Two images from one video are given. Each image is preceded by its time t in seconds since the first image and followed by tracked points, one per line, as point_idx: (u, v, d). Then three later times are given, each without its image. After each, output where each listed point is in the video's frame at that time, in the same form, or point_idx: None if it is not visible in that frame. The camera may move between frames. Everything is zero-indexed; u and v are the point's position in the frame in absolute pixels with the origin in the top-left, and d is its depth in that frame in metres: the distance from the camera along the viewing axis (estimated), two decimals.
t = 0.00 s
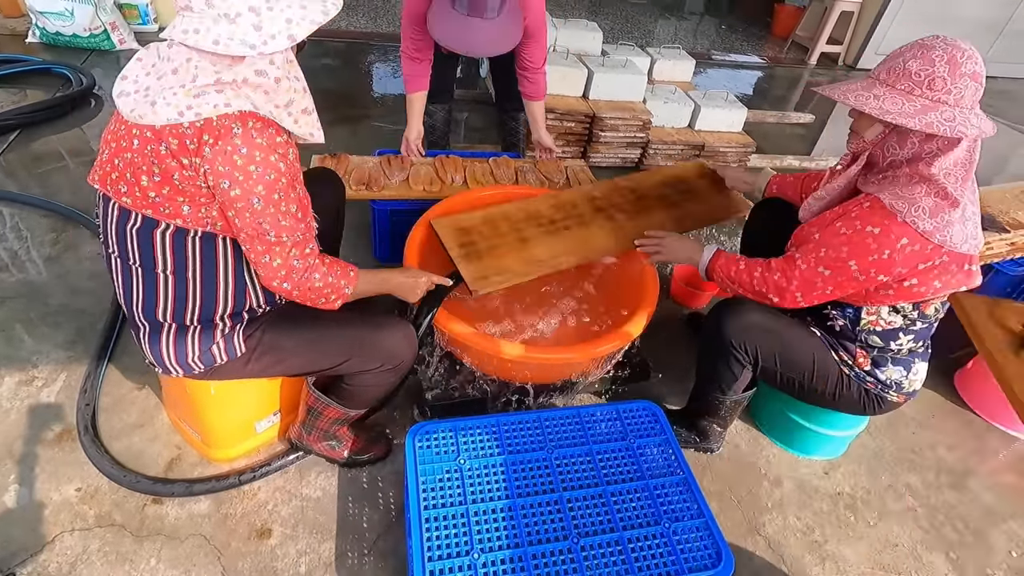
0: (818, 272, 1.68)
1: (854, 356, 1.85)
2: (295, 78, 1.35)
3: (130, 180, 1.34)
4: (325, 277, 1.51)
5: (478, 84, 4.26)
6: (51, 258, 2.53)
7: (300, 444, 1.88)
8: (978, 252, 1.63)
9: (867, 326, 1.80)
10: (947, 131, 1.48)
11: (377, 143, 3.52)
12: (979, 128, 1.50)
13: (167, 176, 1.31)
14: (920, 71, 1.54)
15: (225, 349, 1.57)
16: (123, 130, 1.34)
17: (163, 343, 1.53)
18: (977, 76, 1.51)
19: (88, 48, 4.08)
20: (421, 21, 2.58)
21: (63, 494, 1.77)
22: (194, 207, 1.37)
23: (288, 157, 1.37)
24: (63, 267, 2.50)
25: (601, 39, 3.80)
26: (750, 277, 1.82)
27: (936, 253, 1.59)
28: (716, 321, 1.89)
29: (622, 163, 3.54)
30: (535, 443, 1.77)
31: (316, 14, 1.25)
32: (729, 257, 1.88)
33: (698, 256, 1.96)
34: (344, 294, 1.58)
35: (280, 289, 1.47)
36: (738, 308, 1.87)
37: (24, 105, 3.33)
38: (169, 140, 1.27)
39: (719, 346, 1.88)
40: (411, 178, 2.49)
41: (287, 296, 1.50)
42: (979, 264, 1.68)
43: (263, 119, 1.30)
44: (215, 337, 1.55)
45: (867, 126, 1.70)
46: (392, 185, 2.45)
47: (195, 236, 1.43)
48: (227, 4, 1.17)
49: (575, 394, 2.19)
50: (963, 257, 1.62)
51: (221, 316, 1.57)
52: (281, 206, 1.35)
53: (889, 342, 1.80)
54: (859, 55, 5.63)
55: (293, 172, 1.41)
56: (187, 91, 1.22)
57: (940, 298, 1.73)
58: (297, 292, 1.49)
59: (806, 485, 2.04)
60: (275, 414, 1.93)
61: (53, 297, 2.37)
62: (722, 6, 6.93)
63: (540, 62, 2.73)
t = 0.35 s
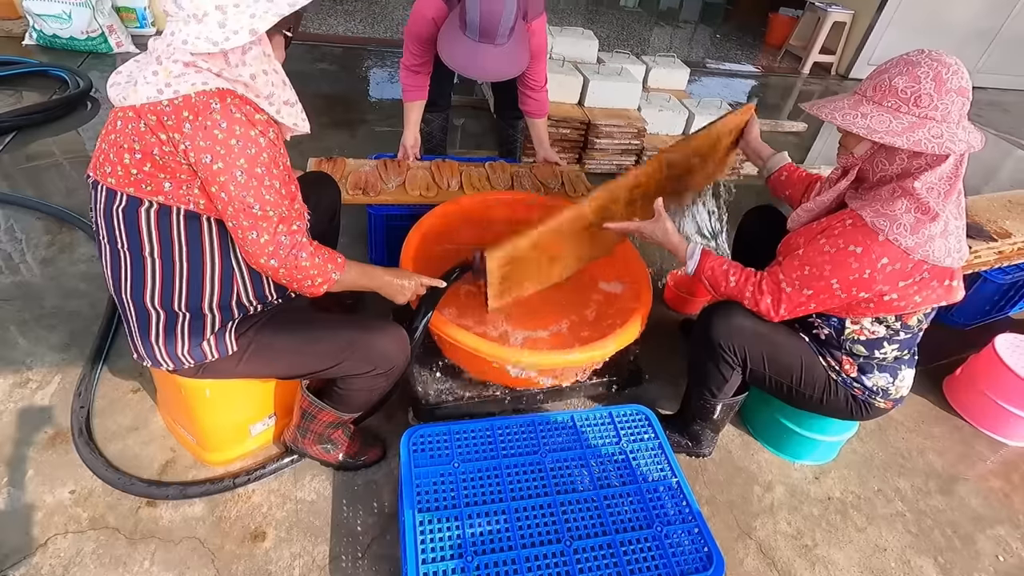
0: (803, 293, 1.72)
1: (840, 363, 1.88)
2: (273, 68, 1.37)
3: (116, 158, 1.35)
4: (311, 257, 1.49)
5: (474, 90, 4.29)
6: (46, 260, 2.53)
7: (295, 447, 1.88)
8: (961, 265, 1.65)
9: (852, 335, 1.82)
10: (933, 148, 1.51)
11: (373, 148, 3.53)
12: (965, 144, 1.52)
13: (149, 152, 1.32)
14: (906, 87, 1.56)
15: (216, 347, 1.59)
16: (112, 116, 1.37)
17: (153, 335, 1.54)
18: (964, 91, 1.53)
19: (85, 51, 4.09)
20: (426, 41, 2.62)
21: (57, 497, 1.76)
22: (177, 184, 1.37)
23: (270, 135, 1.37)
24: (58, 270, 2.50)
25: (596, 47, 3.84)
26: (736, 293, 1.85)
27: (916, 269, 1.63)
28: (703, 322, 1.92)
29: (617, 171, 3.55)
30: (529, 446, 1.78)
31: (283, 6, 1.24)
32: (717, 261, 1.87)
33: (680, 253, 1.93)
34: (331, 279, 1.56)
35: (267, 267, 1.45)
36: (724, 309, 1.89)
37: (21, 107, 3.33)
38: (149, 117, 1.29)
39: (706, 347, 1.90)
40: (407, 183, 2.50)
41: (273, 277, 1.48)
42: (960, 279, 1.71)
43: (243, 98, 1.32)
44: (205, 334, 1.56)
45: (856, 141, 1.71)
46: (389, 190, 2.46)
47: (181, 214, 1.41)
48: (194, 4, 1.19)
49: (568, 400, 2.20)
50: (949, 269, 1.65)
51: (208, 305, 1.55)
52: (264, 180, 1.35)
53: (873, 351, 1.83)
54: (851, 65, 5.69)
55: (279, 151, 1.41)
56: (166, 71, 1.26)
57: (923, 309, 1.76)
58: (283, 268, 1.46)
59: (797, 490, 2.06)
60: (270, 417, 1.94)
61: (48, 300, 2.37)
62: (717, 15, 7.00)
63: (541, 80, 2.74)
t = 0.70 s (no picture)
0: (807, 300, 1.74)
1: (840, 366, 1.89)
2: (246, 72, 1.31)
3: (94, 176, 1.36)
4: (291, 272, 1.51)
5: (470, 94, 4.32)
6: (44, 265, 2.54)
7: (294, 449, 1.89)
8: (966, 271, 1.67)
9: (853, 338, 1.84)
10: (948, 158, 1.54)
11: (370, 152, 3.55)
12: (981, 152, 1.56)
13: (127, 170, 1.33)
14: (923, 96, 1.59)
15: (211, 355, 1.60)
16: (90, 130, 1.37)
17: (147, 346, 1.56)
18: (979, 100, 1.57)
19: (82, 58, 4.11)
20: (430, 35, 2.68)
21: (56, 500, 1.77)
22: (159, 202, 1.38)
23: (249, 149, 1.38)
24: (56, 275, 2.51)
25: (591, 51, 3.87)
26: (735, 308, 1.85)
27: (920, 275, 1.66)
28: (709, 328, 1.94)
29: (612, 173, 3.57)
30: (527, 445, 1.80)
31: (242, 10, 1.21)
32: (706, 284, 1.87)
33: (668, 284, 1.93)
34: (311, 292, 1.57)
35: (244, 283, 1.47)
36: (727, 320, 1.91)
37: (18, 113, 3.34)
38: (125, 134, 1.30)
39: (709, 353, 1.92)
40: (408, 166, 2.53)
41: (252, 291, 1.50)
42: (962, 287, 1.73)
43: (218, 112, 1.32)
44: (199, 343, 1.58)
45: (869, 147, 1.72)
46: (389, 173, 2.48)
47: (165, 232, 1.43)
48: (155, 7, 1.16)
49: (565, 401, 2.21)
50: (953, 275, 1.68)
51: (198, 317, 1.57)
52: (243, 196, 1.36)
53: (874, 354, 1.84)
54: (845, 68, 5.73)
55: (257, 163, 1.42)
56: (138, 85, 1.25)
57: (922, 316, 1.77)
58: (261, 285, 1.48)
59: (793, 488, 2.07)
60: (268, 419, 1.95)
61: (46, 305, 2.38)
62: (711, 19, 7.06)
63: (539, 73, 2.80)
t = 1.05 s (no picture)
0: (799, 288, 1.75)
1: (835, 358, 1.91)
2: (213, 95, 1.31)
3: (65, 212, 1.37)
4: (264, 304, 1.52)
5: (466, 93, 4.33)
6: (42, 267, 2.55)
7: (293, 447, 1.90)
8: (963, 264, 1.70)
9: (847, 331, 1.86)
10: (951, 155, 1.56)
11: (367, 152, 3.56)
12: (980, 146, 1.57)
13: (94, 206, 1.33)
14: (925, 94, 1.59)
15: (203, 365, 1.60)
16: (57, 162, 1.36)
17: (140, 361, 1.57)
18: (978, 95, 1.58)
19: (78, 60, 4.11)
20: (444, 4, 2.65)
21: (56, 500, 1.77)
22: (129, 237, 1.39)
23: (217, 183, 1.36)
24: (54, 276, 2.51)
25: (588, 50, 3.88)
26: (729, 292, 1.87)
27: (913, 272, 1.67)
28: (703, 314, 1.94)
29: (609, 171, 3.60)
30: (525, 441, 1.81)
31: (204, 35, 1.20)
32: (706, 267, 1.90)
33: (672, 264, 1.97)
34: (287, 321, 1.59)
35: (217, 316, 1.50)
36: (722, 308, 1.91)
37: (14, 116, 3.34)
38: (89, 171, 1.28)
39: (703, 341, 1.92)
40: (432, 138, 2.45)
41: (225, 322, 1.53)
42: (955, 286, 1.73)
43: (183, 146, 1.30)
44: (190, 353, 1.57)
45: (869, 147, 1.76)
46: (413, 143, 2.42)
47: (139, 261, 1.44)
48: (112, 17, 1.14)
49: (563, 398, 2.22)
50: (949, 270, 1.69)
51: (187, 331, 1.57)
52: (210, 236, 1.35)
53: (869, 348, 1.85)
54: (840, 66, 5.76)
55: (225, 196, 1.40)
56: (101, 116, 1.23)
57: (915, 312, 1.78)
58: (233, 317, 1.51)
59: (790, 483, 2.08)
60: (268, 418, 1.96)
61: (45, 306, 2.38)
62: (706, 18, 7.08)
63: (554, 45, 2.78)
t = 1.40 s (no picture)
0: (785, 283, 1.76)
1: (825, 353, 1.92)
2: (196, 127, 1.32)
3: (49, 234, 1.38)
4: (253, 322, 1.53)
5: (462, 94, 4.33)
6: (37, 269, 2.54)
7: (289, 448, 1.90)
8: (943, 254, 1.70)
9: (833, 325, 1.87)
10: (912, 145, 1.57)
11: (362, 153, 3.56)
12: (944, 138, 1.58)
13: (75, 231, 1.34)
14: (886, 89, 1.61)
15: (194, 369, 1.60)
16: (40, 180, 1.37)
17: (133, 366, 1.58)
18: (938, 87, 1.59)
19: (72, 62, 4.10)
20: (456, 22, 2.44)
21: (51, 501, 1.77)
22: (109, 261, 1.39)
23: (196, 214, 1.35)
24: (49, 278, 2.51)
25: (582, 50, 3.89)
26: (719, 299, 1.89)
27: (894, 262, 1.68)
28: (693, 314, 1.96)
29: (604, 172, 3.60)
30: (520, 439, 1.81)
31: (181, 75, 1.19)
32: (689, 279, 1.92)
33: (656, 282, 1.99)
34: (278, 331, 1.61)
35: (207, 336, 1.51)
36: (712, 306, 1.93)
37: (7, 117, 3.33)
38: (68, 197, 1.29)
39: (695, 340, 1.93)
40: (469, 200, 2.18)
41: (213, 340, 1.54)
42: (937, 274, 1.73)
43: (158, 179, 1.27)
44: (182, 358, 1.57)
45: (837, 141, 1.76)
46: (451, 213, 2.13)
47: (122, 282, 1.45)
48: (96, 39, 1.19)
49: (558, 397, 2.23)
50: (931, 258, 1.70)
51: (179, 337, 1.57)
52: (190, 266, 1.35)
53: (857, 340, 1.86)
54: (834, 65, 5.79)
55: (205, 224, 1.38)
56: (78, 144, 1.23)
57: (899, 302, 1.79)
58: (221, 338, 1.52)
59: (785, 480, 2.10)
60: (263, 419, 1.96)
61: (40, 308, 2.37)
62: (701, 19, 7.10)
63: (573, 64, 2.64)
